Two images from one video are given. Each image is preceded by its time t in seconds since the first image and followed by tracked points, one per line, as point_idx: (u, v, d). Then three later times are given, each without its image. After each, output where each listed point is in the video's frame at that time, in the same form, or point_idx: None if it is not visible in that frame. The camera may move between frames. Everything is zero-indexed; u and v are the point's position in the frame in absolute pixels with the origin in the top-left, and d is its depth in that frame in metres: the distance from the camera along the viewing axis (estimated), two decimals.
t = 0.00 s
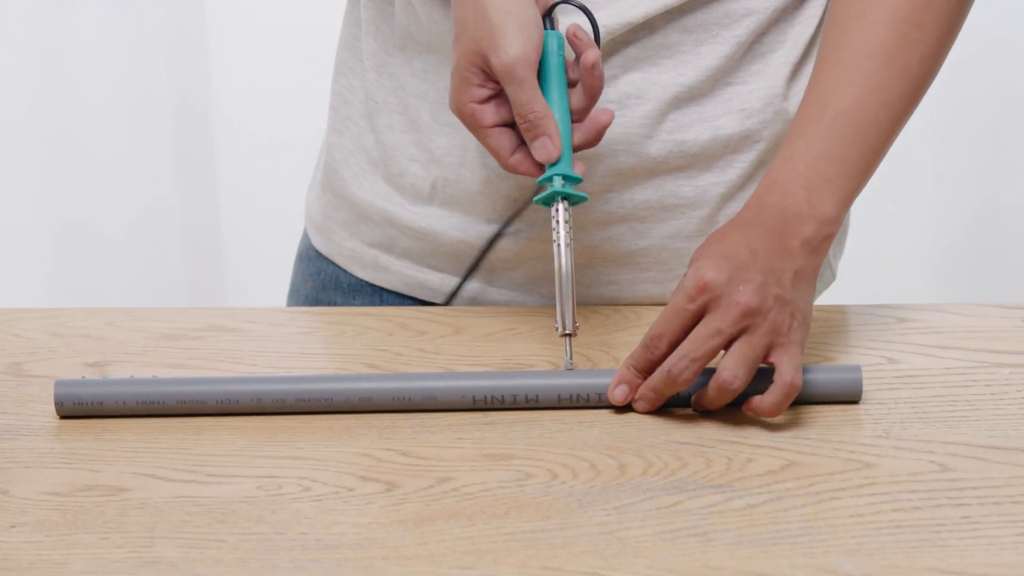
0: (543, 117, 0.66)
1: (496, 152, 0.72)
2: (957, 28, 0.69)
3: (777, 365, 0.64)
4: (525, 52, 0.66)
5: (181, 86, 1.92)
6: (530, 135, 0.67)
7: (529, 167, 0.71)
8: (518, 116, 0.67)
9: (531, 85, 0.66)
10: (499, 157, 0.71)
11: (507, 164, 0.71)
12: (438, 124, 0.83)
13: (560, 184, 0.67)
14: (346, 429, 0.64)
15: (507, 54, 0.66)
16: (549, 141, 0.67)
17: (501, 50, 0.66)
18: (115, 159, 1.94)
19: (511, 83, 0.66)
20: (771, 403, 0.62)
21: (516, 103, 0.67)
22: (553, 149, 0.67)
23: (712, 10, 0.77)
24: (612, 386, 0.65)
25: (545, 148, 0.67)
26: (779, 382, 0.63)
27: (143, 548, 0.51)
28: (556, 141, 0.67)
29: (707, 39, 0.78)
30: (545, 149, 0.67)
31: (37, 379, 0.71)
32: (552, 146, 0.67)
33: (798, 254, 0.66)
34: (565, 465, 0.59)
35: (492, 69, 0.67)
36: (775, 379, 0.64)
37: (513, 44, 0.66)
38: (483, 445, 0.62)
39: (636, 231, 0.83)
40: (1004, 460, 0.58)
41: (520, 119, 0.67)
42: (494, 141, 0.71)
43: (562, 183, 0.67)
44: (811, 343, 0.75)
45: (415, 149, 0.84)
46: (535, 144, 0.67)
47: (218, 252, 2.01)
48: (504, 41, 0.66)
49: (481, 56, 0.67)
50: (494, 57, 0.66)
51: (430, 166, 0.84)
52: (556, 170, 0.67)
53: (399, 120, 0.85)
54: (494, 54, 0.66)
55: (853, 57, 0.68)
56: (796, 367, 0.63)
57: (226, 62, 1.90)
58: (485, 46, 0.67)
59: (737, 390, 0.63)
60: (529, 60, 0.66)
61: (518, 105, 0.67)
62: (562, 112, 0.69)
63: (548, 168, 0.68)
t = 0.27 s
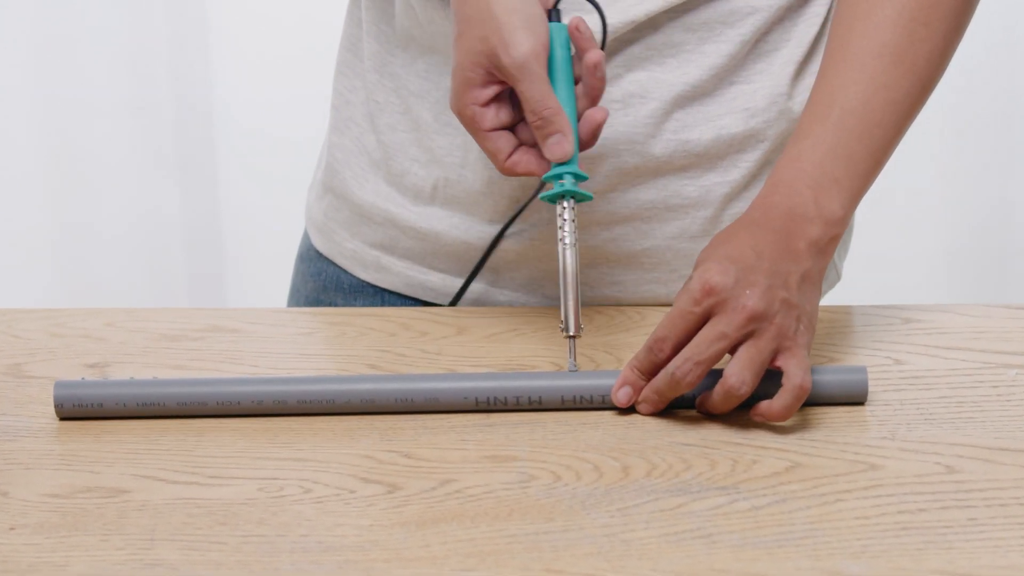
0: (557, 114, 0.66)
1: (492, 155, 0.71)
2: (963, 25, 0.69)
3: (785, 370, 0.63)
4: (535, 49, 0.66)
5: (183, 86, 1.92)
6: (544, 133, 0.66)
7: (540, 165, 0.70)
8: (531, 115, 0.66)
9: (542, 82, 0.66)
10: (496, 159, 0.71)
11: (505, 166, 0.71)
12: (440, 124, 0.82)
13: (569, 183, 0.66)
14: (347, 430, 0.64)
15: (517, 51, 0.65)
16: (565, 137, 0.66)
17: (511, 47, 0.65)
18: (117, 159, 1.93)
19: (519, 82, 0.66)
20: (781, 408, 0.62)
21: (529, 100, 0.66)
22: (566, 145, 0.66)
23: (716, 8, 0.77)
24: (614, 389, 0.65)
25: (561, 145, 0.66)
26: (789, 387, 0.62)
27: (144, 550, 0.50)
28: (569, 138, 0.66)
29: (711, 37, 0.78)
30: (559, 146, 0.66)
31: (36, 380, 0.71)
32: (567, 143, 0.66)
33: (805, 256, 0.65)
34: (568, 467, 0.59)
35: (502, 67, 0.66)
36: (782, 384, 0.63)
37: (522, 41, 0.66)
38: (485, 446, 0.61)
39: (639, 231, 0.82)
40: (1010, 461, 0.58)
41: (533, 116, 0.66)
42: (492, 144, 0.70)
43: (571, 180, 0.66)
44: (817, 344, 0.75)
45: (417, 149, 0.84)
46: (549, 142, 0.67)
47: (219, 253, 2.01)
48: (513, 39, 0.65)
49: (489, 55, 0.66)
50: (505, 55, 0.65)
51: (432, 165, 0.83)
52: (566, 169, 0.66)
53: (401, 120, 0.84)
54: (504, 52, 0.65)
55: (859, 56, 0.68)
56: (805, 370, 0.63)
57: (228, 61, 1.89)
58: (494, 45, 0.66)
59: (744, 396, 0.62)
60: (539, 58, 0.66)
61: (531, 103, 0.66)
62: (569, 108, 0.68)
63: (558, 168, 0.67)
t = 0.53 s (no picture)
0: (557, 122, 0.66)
1: (475, 159, 0.70)
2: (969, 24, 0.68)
3: (793, 371, 0.63)
4: (540, 56, 0.66)
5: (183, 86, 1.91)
6: (539, 141, 0.66)
7: (528, 174, 0.69)
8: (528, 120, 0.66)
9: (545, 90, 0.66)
10: (478, 166, 0.70)
11: (487, 174, 0.70)
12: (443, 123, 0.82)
13: (565, 188, 0.67)
14: (350, 432, 0.63)
15: (524, 58, 0.65)
16: (561, 147, 0.66)
17: (517, 52, 0.65)
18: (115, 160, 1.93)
19: (524, 88, 0.66)
20: (788, 409, 0.61)
21: (529, 105, 0.66)
22: (563, 154, 0.66)
23: (720, 6, 0.77)
24: (618, 392, 0.64)
25: (558, 154, 0.66)
26: (796, 388, 0.62)
27: (144, 552, 0.50)
28: (565, 148, 0.67)
29: (715, 36, 0.77)
30: (556, 154, 0.66)
31: (36, 381, 0.71)
32: (563, 151, 0.66)
33: (811, 257, 0.65)
34: (572, 468, 0.58)
35: (506, 72, 0.66)
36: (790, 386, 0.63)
37: (528, 47, 0.66)
38: (489, 448, 0.61)
39: (643, 231, 0.82)
40: (1017, 463, 0.57)
41: (531, 121, 0.66)
42: (478, 148, 0.69)
43: (568, 187, 0.67)
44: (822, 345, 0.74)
45: (419, 149, 0.84)
46: (544, 151, 0.66)
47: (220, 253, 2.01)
48: (520, 44, 0.66)
49: (494, 58, 0.66)
50: (510, 59, 0.65)
51: (435, 165, 0.83)
52: (561, 176, 0.67)
53: (402, 120, 0.84)
54: (509, 55, 0.65)
55: (863, 55, 0.67)
56: (811, 373, 0.62)
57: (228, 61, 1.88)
58: (500, 47, 0.66)
59: (752, 398, 0.62)
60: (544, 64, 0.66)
61: (531, 109, 0.66)
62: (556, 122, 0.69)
63: (552, 175, 0.67)
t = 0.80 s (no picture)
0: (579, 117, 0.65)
1: (515, 150, 0.69)
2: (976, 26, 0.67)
3: (793, 368, 0.63)
4: (565, 50, 0.65)
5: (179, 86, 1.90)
6: (562, 134, 0.66)
7: (555, 164, 0.69)
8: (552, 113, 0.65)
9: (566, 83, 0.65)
10: (519, 154, 0.69)
11: (530, 162, 0.69)
12: (445, 123, 0.82)
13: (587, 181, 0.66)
14: (352, 433, 0.63)
15: (548, 49, 0.65)
16: (581, 142, 0.66)
17: (540, 46, 0.65)
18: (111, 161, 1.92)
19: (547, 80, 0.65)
20: (787, 407, 0.61)
21: (552, 100, 0.65)
22: (585, 150, 0.66)
23: (725, 6, 0.76)
24: (621, 394, 0.64)
25: (578, 150, 0.66)
26: (794, 386, 0.62)
27: (145, 555, 0.50)
28: (587, 142, 0.66)
29: (719, 35, 0.77)
30: (578, 150, 0.66)
31: (36, 382, 0.70)
32: (584, 147, 0.66)
33: (817, 259, 0.65)
34: (575, 470, 0.58)
35: (530, 65, 0.66)
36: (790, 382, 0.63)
37: (552, 39, 0.65)
38: (492, 450, 0.60)
39: (647, 231, 0.82)
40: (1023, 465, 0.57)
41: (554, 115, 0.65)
42: (515, 137, 0.68)
43: (589, 180, 0.66)
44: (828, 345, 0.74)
45: (422, 149, 0.83)
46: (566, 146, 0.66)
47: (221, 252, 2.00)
48: (544, 36, 0.65)
49: (518, 51, 0.66)
50: (534, 52, 0.65)
51: (437, 165, 0.82)
52: (582, 170, 0.66)
53: (405, 119, 0.84)
54: (534, 48, 0.65)
55: (868, 58, 0.67)
56: (812, 371, 0.62)
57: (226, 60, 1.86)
58: (524, 40, 0.65)
59: (752, 392, 0.61)
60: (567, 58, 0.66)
61: (553, 103, 0.65)
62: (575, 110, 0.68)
63: (573, 169, 0.67)
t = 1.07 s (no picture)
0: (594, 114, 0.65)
1: (518, 146, 0.69)
2: (980, 24, 0.67)
3: (798, 368, 0.62)
4: (580, 48, 0.65)
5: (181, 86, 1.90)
6: (577, 132, 0.66)
7: (560, 161, 0.69)
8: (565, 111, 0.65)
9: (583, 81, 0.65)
10: (524, 151, 0.69)
11: (533, 160, 0.69)
12: (448, 120, 0.81)
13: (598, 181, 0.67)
14: (354, 435, 0.63)
15: (564, 46, 0.64)
16: (596, 139, 0.66)
17: (556, 43, 0.64)
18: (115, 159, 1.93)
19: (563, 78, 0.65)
20: (791, 407, 0.61)
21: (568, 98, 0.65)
22: (599, 146, 0.66)
23: (731, 4, 0.76)
24: (624, 393, 0.64)
25: (593, 147, 0.66)
26: (799, 386, 0.61)
27: (145, 557, 0.49)
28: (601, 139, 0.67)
29: (725, 33, 0.77)
30: (592, 147, 0.66)
31: (35, 383, 0.70)
32: (599, 143, 0.66)
33: (820, 259, 0.64)
34: (579, 472, 0.57)
35: (545, 62, 0.65)
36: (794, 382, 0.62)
37: (568, 37, 0.65)
38: (495, 451, 0.60)
39: (650, 232, 0.81)
40: None
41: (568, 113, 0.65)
42: (519, 134, 0.68)
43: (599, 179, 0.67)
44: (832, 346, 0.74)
45: (423, 147, 0.83)
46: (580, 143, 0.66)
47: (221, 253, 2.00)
48: (560, 34, 0.65)
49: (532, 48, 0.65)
50: (550, 49, 0.64)
51: (440, 164, 0.82)
52: (591, 169, 0.67)
53: (406, 117, 0.83)
54: (550, 45, 0.65)
55: (871, 58, 0.67)
56: (816, 369, 0.62)
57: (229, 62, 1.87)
58: (540, 37, 0.65)
59: (755, 392, 0.61)
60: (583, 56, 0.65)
61: (569, 100, 0.65)
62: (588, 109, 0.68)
63: (584, 168, 0.67)
